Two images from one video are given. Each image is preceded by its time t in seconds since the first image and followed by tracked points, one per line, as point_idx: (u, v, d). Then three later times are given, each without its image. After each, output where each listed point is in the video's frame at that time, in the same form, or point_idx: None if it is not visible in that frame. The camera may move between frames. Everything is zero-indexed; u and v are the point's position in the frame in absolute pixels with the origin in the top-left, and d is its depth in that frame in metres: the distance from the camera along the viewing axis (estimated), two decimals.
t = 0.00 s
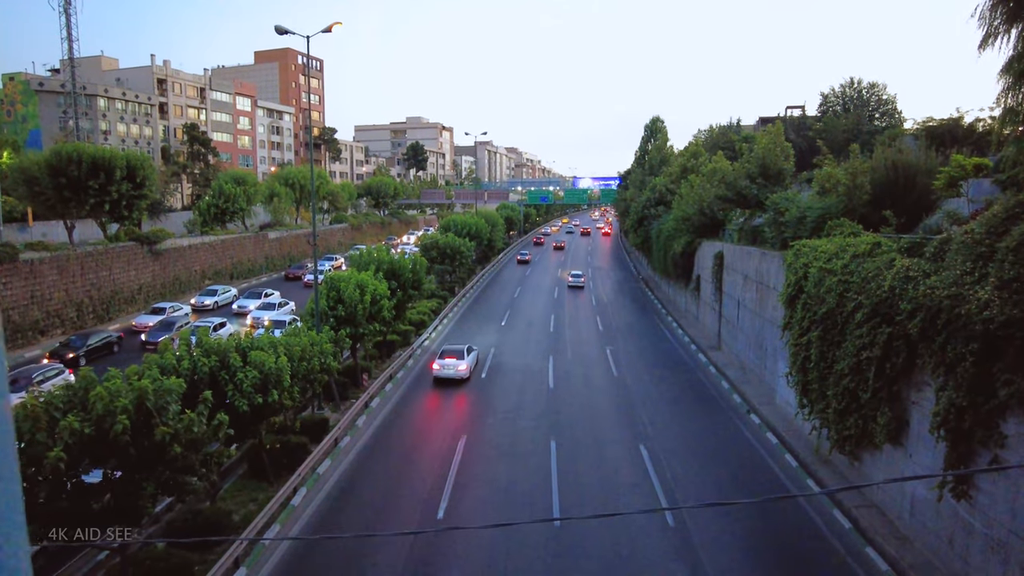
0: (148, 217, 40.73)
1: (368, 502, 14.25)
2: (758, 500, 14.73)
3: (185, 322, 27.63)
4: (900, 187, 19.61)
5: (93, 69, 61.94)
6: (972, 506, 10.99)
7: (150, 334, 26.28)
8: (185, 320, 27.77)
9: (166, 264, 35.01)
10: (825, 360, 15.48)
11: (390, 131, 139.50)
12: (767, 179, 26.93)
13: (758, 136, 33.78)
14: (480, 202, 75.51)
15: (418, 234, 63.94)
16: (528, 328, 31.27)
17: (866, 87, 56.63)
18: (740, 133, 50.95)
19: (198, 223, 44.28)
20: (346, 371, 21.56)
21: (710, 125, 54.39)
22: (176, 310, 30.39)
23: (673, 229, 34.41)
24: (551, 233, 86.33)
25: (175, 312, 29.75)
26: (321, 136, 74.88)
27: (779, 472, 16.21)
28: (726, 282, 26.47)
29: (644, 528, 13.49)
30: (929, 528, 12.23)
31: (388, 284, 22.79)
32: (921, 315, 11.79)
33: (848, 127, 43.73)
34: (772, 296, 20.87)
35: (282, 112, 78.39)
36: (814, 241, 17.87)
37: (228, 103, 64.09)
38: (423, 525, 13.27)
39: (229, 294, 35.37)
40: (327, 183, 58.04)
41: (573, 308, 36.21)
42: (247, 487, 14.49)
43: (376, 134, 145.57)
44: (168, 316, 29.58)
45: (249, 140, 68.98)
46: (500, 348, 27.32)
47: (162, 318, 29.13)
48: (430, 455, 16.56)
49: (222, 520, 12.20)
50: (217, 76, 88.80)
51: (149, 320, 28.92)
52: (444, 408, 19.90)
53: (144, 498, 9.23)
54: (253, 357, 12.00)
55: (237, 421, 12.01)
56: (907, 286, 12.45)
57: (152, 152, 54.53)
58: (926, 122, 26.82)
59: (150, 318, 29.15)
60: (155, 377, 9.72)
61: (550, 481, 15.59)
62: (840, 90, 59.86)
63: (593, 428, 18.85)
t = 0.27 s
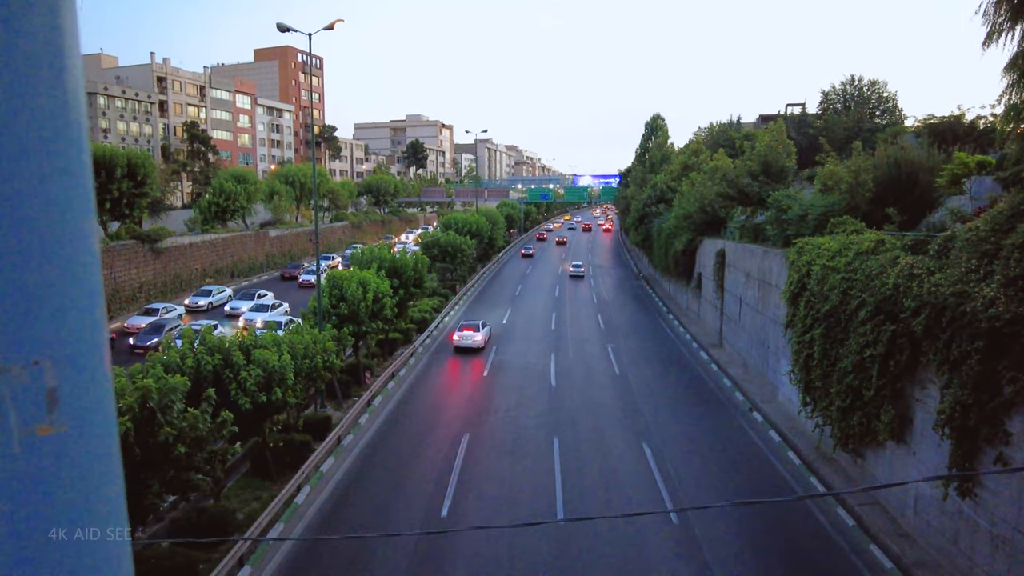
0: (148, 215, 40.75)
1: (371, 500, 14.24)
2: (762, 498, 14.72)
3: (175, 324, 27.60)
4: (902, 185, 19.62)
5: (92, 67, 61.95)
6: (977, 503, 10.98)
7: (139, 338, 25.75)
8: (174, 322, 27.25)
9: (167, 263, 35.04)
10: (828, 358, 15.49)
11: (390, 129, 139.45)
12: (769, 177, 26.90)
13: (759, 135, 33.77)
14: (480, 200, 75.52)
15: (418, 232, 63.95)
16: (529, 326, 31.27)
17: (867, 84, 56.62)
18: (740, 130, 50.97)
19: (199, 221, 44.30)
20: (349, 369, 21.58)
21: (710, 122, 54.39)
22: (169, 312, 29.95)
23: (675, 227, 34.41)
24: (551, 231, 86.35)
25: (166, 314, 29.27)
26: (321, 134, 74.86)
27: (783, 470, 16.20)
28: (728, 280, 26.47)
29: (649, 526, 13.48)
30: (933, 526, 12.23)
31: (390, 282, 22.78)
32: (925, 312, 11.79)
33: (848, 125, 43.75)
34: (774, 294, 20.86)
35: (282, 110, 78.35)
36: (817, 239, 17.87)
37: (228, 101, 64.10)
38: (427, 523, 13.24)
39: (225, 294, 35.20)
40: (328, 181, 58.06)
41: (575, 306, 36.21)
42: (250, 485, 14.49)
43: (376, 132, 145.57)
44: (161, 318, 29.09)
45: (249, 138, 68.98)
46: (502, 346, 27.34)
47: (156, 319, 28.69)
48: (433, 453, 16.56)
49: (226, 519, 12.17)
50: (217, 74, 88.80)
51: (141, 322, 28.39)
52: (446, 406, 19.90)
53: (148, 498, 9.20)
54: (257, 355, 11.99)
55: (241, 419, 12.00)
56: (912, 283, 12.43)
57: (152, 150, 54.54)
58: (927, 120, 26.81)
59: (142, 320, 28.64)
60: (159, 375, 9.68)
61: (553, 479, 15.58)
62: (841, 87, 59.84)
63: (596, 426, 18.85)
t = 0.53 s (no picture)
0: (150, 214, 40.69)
1: (375, 499, 14.20)
2: (766, 497, 14.69)
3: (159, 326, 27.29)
4: (906, 183, 19.56)
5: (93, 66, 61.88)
6: (983, 502, 10.95)
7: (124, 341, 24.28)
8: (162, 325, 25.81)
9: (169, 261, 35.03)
10: (833, 356, 15.46)
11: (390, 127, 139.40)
12: (772, 175, 26.84)
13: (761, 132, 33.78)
14: (481, 198, 75.49)
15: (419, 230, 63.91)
16: (531, 324, 31.26)
17: (868, 83, 56.60)
18: (742, 129, 50.94)
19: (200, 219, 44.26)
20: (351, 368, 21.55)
21: (711, 121, 54.36)
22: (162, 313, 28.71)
23: (677, 225, 34.38)
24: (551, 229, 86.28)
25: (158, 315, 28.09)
26: (321, 132, 74.79)
27: (787, 469, 16.18)
28: (730, 278, 26.46)
29: (654, 524, 13.47)
30: (939, 525, 12.21)
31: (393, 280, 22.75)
32: (931, 311, 11.75)
33: (850, 123, 43.74)
34: (778, 293, 20.83)
35: (283, 108, 78.22)
36: (821, 237, 17.85)
37: (229, 99, 64.03)
38: (432, 522, 13.20)
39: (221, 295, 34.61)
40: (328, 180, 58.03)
41: (577, 305, 36.22)
42: (254, 484, 14.46)
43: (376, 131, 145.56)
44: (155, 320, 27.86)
45: (250, 136, 68.91)
46: (504, 344, 27.33)
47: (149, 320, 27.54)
48: (437, 452, 16.53)
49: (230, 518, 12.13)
50: (218, 72, 88.75)
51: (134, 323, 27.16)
52: (449, 405, 19.87)
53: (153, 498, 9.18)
54: (261, 354, 11.95)
55: (245, 418, 11.96)
56: (918, 282, 12.40)
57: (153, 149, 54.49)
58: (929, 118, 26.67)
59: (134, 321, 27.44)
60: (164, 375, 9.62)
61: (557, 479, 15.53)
62: (842, 86, 59.82)
63: (599, 425, 18.82)
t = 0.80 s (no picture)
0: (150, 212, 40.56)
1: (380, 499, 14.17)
2: (771, 496, 14.67)
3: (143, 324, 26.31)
4: (910, 183, 19.44)
5: (93, 64, 61.70)
6: (991, 502, 10.92)
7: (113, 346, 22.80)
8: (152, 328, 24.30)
9: (170, 259, 34.91)
10: (838, 356, 15.43)
11: (390, 126, 139.09)
12: (776, 174, 26.74)
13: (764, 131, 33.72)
14: (482, 197, 75.35)
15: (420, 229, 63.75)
16: (533, 323, 31.23)
17: (869, 81, 56.49)
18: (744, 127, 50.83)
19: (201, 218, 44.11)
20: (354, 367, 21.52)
21: (713, 119, 54.27)
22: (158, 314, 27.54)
23: (679, 224, 34.32)
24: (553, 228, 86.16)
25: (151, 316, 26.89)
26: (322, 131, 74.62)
27: (791, 469, 16.15)
28: (733, 277, 26.43)
29: (659, 522, 13.45)
30: (946, 525, 12.18)
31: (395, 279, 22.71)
32: (939, 310, 11.72)
33: (851, 122, 43.67)
34: (781, 292, 20.80)
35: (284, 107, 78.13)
36: (826, 236, 17.79)
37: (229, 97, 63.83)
38: (437, 521, 13.19)
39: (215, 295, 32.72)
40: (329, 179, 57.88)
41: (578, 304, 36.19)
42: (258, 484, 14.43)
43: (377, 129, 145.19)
44: (149, 321, 26.60)
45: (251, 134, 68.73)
46: (506, 343, 27.32)
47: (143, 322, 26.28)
48: (441, 452, 16.49)
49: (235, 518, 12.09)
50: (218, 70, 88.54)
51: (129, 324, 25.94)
52: (453, 404, 19.89)
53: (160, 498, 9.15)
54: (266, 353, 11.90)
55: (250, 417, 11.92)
56: (925, 281, 12.37)
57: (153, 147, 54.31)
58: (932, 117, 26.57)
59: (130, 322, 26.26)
60: (169, 374, 9.57)
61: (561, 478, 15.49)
62: (843, 84, 59.69)
63: (603, 424, 18.80)
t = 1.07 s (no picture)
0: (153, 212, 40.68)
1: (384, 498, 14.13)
2: (777, 497, 14.64)
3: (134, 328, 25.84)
4: (914, 182, 19.55)
5: (96, 64, 61.82)
6: (997, 503, 10.89)
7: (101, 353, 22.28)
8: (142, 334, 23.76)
9: (173, 259, 34.97)
10: (842, 356, 15.41)
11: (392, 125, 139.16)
12: (779, 173, 26.69)
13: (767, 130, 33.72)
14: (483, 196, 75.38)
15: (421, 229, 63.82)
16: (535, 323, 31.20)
17: (871, 81, 56.44)
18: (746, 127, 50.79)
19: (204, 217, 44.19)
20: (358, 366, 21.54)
21: (714, 119, 54.28)
22: (151, 318, 27.06)
23: (682, 224, 34.30)
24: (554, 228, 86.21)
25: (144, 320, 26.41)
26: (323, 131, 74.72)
27: (795, 469, 16.15)
28: (736, 277, 26.42)
29: (664, 522, 13.42)
30: (952, 525, 12.17)
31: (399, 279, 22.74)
32: (946, 310, 11.69)
33: (853, 121, 43.64)
34: (785, 291, 20.78)
35: (285, 107, 78.32)
36: (830, 236, 17.78)
37: (231, 97, 63.91)
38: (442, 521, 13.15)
39: (212, 295, 32.16)
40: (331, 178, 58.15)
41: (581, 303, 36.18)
42: (263, 483, 14.41)
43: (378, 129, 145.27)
44: (142, 325, 26.15)
45: (252, 134, 68.81)
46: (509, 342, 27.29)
47: (136, 326, 25.84)
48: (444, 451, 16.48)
49: (240, 517, 12.04)
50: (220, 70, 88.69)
51: (122, 329, 25.48)
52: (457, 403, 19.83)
53: (167, 499, 9.14)
54: (272, 352, 11.88)
55: (256, 416, 11.91)
56: (931, 281, 12.35)
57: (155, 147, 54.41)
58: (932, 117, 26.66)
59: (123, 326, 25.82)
60: (175, 375, 9.55)
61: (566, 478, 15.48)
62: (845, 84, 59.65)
63: (607, 424, 18.77)
